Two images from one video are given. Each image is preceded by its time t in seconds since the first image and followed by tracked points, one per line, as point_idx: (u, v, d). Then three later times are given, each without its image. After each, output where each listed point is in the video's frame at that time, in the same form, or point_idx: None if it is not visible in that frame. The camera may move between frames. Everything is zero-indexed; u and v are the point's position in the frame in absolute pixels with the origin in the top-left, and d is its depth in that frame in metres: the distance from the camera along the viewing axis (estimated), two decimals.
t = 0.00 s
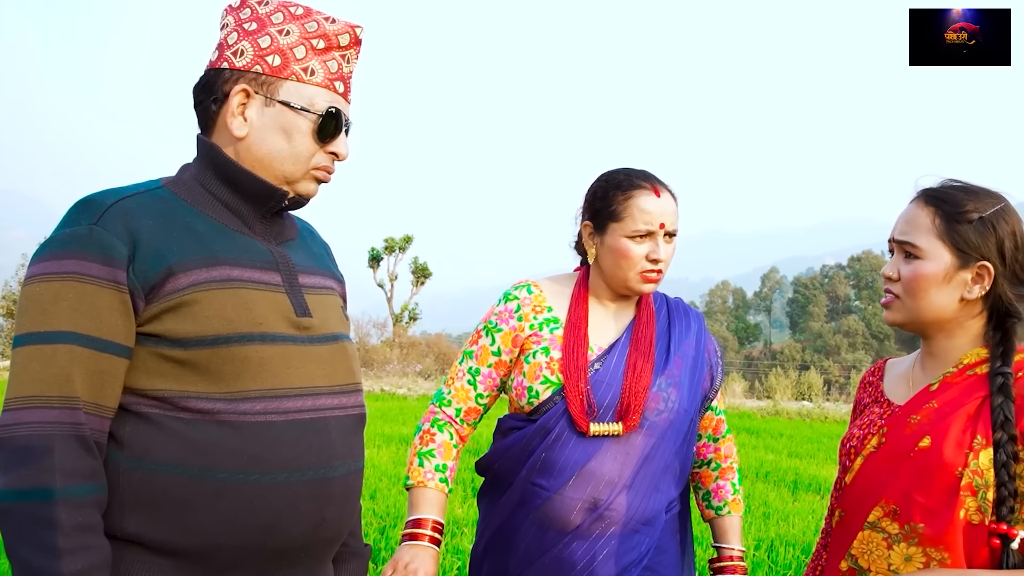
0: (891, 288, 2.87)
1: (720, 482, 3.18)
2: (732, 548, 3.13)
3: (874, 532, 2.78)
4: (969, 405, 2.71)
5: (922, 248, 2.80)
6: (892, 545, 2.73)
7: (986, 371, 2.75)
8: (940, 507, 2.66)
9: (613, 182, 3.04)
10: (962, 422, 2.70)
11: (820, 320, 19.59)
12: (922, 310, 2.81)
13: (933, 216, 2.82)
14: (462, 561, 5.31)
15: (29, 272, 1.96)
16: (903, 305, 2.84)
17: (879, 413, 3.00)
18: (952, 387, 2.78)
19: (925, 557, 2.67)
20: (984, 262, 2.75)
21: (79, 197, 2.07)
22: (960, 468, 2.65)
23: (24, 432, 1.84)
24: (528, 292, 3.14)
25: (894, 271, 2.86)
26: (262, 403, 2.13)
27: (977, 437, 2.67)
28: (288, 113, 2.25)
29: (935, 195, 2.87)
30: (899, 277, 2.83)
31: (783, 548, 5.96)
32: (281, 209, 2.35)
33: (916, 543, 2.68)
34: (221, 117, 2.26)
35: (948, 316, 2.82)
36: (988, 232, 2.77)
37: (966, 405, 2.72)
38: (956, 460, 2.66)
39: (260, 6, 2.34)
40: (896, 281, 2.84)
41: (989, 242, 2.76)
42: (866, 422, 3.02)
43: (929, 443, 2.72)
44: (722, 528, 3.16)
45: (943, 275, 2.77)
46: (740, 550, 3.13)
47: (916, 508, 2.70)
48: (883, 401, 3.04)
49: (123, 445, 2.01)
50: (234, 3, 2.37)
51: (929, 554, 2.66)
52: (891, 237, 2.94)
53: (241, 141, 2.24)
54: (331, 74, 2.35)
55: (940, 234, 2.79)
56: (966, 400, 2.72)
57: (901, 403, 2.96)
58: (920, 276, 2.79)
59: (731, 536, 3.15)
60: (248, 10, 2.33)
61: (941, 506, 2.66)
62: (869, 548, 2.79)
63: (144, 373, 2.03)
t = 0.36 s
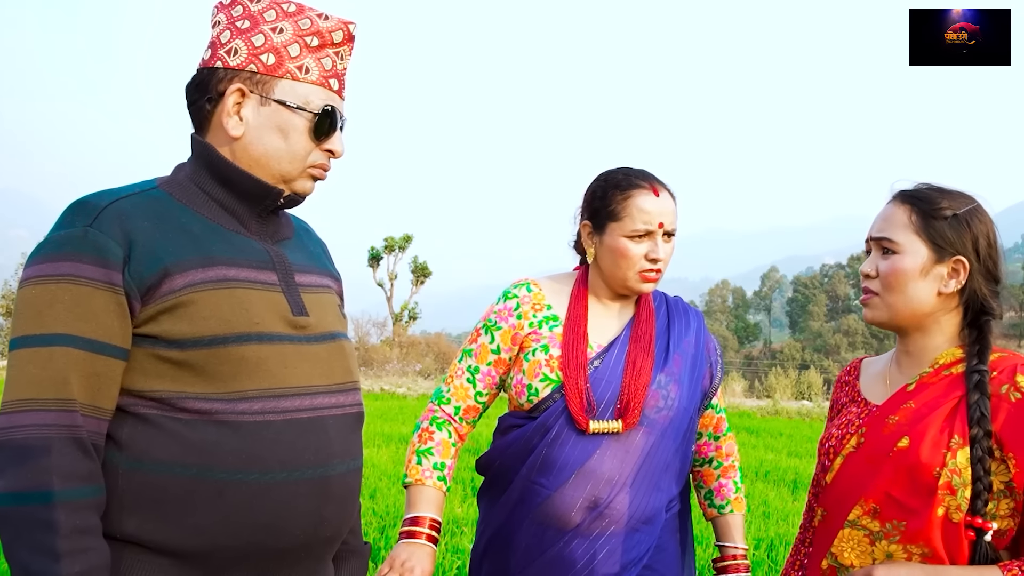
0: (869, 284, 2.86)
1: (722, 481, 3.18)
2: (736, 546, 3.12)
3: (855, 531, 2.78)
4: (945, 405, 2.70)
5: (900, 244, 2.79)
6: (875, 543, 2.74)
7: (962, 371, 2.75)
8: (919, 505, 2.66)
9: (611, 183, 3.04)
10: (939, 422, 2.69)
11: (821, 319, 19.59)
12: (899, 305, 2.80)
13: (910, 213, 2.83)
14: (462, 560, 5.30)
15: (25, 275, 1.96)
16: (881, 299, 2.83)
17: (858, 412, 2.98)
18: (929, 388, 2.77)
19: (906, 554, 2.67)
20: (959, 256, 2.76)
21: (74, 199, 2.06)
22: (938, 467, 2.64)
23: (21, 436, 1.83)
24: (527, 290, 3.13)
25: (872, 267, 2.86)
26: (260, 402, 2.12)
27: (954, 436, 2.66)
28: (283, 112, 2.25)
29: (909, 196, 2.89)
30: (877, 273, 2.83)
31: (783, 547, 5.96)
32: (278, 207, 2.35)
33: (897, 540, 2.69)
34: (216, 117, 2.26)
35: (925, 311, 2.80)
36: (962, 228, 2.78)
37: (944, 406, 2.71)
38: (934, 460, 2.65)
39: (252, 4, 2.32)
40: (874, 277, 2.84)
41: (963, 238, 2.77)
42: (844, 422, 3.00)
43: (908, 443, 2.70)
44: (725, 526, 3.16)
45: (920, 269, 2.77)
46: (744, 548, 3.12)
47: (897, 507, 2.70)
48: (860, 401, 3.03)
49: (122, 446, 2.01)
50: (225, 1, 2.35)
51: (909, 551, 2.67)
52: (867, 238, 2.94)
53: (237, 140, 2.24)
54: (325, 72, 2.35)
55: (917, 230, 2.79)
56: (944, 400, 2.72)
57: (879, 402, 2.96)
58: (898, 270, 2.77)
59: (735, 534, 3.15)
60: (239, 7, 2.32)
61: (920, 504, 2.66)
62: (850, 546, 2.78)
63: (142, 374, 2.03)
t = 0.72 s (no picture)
0: (868, 286, 2.85)
1: (721, 481, 3.18)
2: (735, 546, 3.12)
3: (856, 528, 2.77)
4: (944, 400, 2.70)
5: (898, 245, 2.79)
6: (872, 538, 2.73)
7: (962, 366, 2.75)
8: (918, 500, 2.65)
9: (612, 182, 3.03)
10: (938, 416, 2.69)
11: (821, 318, 19.59)
12: (898, 306, 2.79)
13: (906, 213, 2.83)
14: (461, 560, 5.29)
15: (21, 275, 1.95)
16: (880, 300, 2.82)
17: (857, 408, 2.97)
18: (929, 383, 2.77)
19: (905, 550, 2.66)
20: (957, 254, 2.76)
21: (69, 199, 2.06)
22: (936, 462, 2.64)
23: (18, 438, 1.83)
24: (528, 289, 3.12)
25: (870, 269, 2.84)
26: (258, 403, 2.12)
27: (953, 430, 2.65)
28: (279, 111, 2.25)
29: (904, 195, 2.88)
30: (876, 275, 2.82)
31: (783, 547, 5.95)
32: (274, 207, 2.34)
33: (895, 536, 2.68)
34: (212, 116, 2.25)
35: (926, 310, 2.80)
36: (959, 226, 2.77)
37: (943, 400, 2.70)
38: (932, 454, 2.65)
39: (247, 2, 2.32)
40: (874, 279, 2.82)
41: (960, 236, 2.77)
42: (843, 418, 2.99)
43: (906, 437, 2.70)
44: (724, 526, 3.15)
45: (918, 269, 2.76)
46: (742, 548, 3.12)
47: (894, 502, 2.69)
48: (860, 398, 3.02)
49: (119, 446, 2.00)
50: None
51: (908, 547, 2.66)
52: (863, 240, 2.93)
53: (233, 139, 2.24)
54: (321, 70, 2.35)
55: (913, 230, 2.79)
56: (944, 395, 2.71)
57: (878, 400, 2.94)
58: (896, 271, 2.77)
59: (734, 534, 3.14)
60: (235, 5, 2.31)
61: (919, 498, 2.65)
62: (850, 542, 2.78)
63: (139, 375, 2.02)
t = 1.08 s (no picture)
0: (876, 286, 2.84)
1: (722, 484, 3.18)
2: (734, 550, 3.13)
3: (866, 531, 2.77)
4: (955, 402, 2.70)
5: (907, 244, 2.79)
6: (883, 543, 2.72)
7: (973, 365, 2.75)
8: (931, 504, 2.65)
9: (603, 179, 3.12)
10: (951, 418, 2.68)
11: (821, 318, 19.57)
12: (908, 306, 2.79)
13: (914, 212, 2.82)
14: (462, 560, 5.28)
15: (19, 275, 1.95)
16: (889, 301, 2.82)
17: (867, 412, 2.99)
18: (940, 383, 2.78)
19: (915, 554, 2.65)
20: (968, 253, 2.76)
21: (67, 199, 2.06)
22: (950, 464, 2.64)
23: (16, 439, 1.83)
24: (532, 289, 3.13)
25: (879, 268, 2.83)
26: (257, 402, 2.12)
27: (966, 431, 2.65)
28: (278, 110, 2.25)
29: (913, 194, 2.88)
30: (885, 275, 2.81)
31: (783, 547, 5.94)
32: (272, 206, 2.34)
33: (907, 540, 2.67)
34: (210, 115, 2.25)
35: (936, 310, 2.79)
36: (969, 225, 2.78)
37: (955, 401, 2.70)
38: (945, 456, 2.64)
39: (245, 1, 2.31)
40: (882, 279, 2.82)
41: (970, 235, 2.76)
42: (853, 421, 3.01)
43: (918, 439, 2.70)
44: (724, 530, 3.16)
45: (927, 269, 2.76)
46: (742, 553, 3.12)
47: (906, 505, 2.68)
48: (870, 399, 3.03)
49: (118, 446, 2.00)
50: None
51: (921, 551, 2.65)
52: (872, 239, 2.94)
53: (231, 139, 2.24)
54: (320, 70, 2.34)
55: (923, 229, 2.79)
56: (955, 395, 2.71)
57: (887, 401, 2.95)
58: (900, 270, 2.77)
59: (734, 538, 3.14)
60: (233, 5, 2.31)
61: (932, 502, 2.65)
62: (861, 546, 2.77)
63: (138, 374, 2.02)
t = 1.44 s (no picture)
0: (880, 286, 2.84)
1: (730, 489, 3.18)
2: (742, 556, 3.15)
3: (870, 531, 2.77)
4: (958, 400, 2.70)
5: (910, 242, 2.78)
6: (886, 543, 2.72)
7: (978, 363, 2.75)
8: (936, 503, 2.64)
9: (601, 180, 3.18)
10: (956, 416, 2.68)
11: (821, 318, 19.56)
12: (909, 306, 2.79)
13: (917, 211, 2.82)
14: (462, 559, 5.28)
15: (18, 271, 1.92)
16: (892, 300, 2.82)
17: (873, 412, 2.99)
18: (945, 381, 2.78)
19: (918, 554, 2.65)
20: (972, 251, 2.75)
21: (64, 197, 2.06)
22: (955, 463, 2.63)
23: (23, 427, 1.76)
24: (536, 286, 3.15)
25: (882, 268, 2.84)
26: (254, 401, 2.11)
27: (971, 429, 2.64)
28: (276, 109, 2.24)
29: (916, 192, 2.88)
30: (889, 275, 2.81)
31: (783, 546, 5.93)
32: (269, 206, 2.35)
33: (912, 540, 2.66)
34: (208, 115, 2.25)
35: (941, 309, 2.79)
36: (973, 222, 2.77)
37: (960, 399, 2.70)
38: (950, 456, 2.63)
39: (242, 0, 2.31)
40: (885, 279, 2.82)
41: (973, 232, 2.76)
42: (859, 420, 3.03)
43: (923, 439, 2.70)
44: (732, 535, 3.18)
45: (932, 267, 2.75)
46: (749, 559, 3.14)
47: (910, 505, 2.68)
48: (876, 398, 3.04)
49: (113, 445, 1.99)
50: None
51: (925, 550, 2.64)
52: (876, 239, 2.94)
53: (229, 138, 2.23)
54: (318, 69, 2.34)
55: (927, 227, 2.78)
56: (959, 394, 2.71)
57: (893, 401, 2.96)
58: (908, 270, 2.76)
59: (742, 544, 3.16)
60: (229, 5, 2.30)
61: (937, 503, 2.64)
62: (866, 546, 2.77)
63: (136, 372, 2.01)
